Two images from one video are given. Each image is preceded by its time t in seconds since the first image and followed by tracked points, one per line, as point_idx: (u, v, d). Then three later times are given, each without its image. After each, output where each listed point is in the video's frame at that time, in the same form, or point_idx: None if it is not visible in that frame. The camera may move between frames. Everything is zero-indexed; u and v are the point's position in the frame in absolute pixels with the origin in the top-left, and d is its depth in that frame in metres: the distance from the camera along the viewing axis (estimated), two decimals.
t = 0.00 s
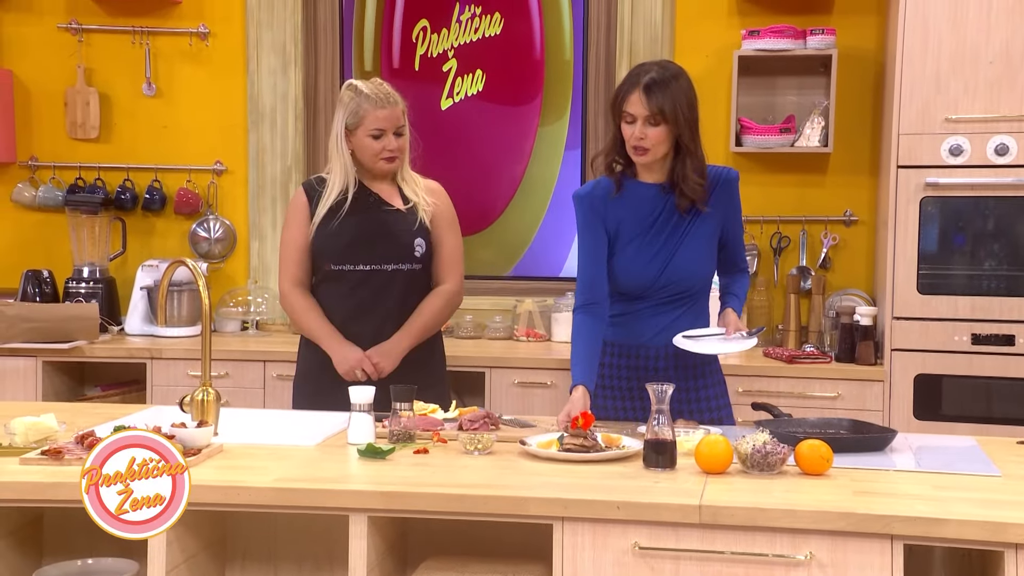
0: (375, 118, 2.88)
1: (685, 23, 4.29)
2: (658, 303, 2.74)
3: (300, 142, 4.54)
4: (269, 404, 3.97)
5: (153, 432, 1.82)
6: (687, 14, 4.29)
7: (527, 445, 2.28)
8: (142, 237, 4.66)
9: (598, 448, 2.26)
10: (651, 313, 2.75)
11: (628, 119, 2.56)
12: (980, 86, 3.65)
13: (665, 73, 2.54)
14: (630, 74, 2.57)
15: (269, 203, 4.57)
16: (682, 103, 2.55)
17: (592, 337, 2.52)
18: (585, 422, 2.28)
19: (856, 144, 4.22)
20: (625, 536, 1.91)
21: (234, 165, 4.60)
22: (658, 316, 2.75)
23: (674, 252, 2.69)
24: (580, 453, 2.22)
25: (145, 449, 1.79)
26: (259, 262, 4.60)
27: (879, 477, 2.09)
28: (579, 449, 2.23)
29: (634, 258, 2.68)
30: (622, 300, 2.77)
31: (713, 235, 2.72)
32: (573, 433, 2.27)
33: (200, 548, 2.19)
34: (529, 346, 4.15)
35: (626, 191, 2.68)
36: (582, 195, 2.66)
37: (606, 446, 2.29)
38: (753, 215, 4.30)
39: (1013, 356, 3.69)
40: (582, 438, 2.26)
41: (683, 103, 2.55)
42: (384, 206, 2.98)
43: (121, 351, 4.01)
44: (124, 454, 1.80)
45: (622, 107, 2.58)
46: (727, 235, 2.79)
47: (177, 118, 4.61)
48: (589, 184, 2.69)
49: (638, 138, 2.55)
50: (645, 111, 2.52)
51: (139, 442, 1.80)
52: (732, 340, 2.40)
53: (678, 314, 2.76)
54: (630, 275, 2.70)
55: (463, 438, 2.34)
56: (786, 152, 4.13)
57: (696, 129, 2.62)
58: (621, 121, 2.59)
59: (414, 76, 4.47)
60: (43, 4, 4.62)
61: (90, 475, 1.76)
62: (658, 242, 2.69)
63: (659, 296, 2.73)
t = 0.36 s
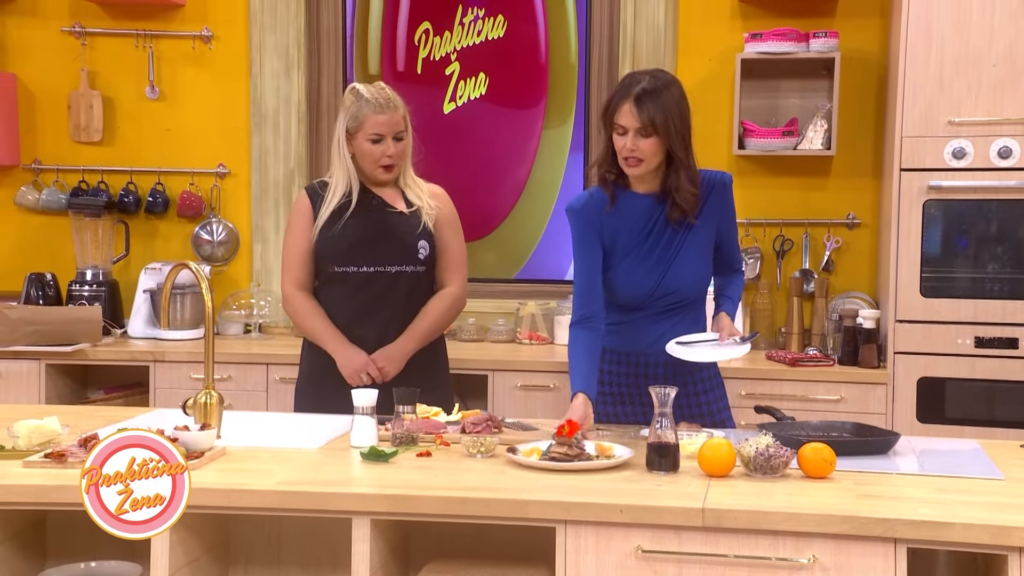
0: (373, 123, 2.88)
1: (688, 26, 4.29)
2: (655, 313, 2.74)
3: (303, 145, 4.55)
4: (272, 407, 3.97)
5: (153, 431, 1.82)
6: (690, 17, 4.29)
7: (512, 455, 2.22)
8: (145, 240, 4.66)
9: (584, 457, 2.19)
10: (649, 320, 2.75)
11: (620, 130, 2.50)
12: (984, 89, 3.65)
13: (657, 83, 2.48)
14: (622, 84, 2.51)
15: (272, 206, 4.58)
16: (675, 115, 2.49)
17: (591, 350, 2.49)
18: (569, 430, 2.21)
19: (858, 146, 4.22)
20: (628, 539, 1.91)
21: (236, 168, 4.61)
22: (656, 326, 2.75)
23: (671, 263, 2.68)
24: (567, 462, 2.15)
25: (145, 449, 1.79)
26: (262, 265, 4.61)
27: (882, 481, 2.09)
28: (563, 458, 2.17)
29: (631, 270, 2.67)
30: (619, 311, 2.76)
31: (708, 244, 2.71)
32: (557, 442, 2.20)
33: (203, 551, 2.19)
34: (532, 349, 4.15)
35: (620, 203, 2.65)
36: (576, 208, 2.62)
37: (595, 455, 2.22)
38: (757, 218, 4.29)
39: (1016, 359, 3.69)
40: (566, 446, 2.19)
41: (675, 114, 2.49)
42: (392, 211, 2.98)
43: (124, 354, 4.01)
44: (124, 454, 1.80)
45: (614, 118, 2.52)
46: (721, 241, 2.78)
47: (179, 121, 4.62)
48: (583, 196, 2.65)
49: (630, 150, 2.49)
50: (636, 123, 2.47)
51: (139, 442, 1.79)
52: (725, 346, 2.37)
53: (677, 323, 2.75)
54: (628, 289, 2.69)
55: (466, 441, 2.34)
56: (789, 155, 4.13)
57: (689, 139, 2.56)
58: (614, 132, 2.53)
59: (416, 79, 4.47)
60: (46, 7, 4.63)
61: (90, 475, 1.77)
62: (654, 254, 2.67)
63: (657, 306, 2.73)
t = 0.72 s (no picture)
0: (368, 123, 2.87)
1: (688, 27, 4.29)
2: (654, 322, 2.74)
3: (303, 146, 4.55)
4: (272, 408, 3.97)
5: (153, 431, 1.82)
6: (690, 17, 4.29)
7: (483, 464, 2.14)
8: (145, 241, 4.66)
9: (554, 466, 2.11)
10: (648, 328, 2.75)
11: (614, 142, 2.47)
12: (984, 90, 3.65)
13: (652, 95, 2.43)
14: (618, 93, 2.47)
15: (272, 206, 4.58)
16: (671, 128, 2.44)
17: (587, 356, 2.37)
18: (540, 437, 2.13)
19: (858, 147, 4.22)
20: (628, 540, 1.91)
21: (236, 169, 4.61)
22: (654, 334, 2.75)
23: (671, 274, 2.67)
24: (536, 470, 2.08)
25: (145, 449, 1.79)
26: (262, 266, 4.61)
27: (882, 481, 2.09)
28: (533, 466, 2.09)
29: (633, 280, 2.67)
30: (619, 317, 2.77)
31: (709, 255, 2.69)
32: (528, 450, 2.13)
33: (204, 552, 2.19)
34: (532, 350, 4.15)
35: (622, 214, 2.62)
36: (576, 216, 2.58)
37: (567, 464, 2.13)
38: (757, 219, 4.30)
39: (1017, 359, 3.69)
40: (537, 454, 2.11)
41: (670, 127, 2.44)
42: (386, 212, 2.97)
43: (124, 355, 4.01)
44: (124, 454, 1.80)
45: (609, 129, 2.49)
46: (721, 247, 2.76)
47: (180, 123, 4.62)
48: (583, 204, 2.62)
49: (623, 163, 2.45)
50: (627, 136, 2.43)
51: (139, 442, 1.79)
52: (721, 350, 2.37)
53: (676, 330, 2.75)
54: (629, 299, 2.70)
55: (465, 442, 2.34)
56: (789, 156, 4.13)
57: (687, 153, 2.50)
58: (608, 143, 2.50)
59: (416, 80, 4.47)
60: (46, 8, 4.63)
61: (89, 475, 1.77)
62: (656, 264, 2.66)
63: (658, 315, 2.73)
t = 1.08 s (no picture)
0: (368, 126, 2.87)
1: (689, 27, 4.29)
2: (655, 330, 2.74)
3: (303, 147, 4.55)
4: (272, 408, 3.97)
5: (153, 431, 1.82)
6: (690, 17, 4.29)
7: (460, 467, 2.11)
8: (145, 241, 4.66)
9: (530, 470, 2.07)
10: (651, 335, 2.75)
11: (605, 152, 2.47)
12: (984, 90, 3.65)
13: (643, 107, 2.43)
14: (613, 103, 2.47)
15: (272, 206, 4.58)
16: (660, 141, 2.43)
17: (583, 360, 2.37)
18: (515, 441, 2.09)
19: (859, 148, 4.22)
20: (628, 540, 1.91)
21: (236, 169, 4.61)
22: (655, 342, 2.75)
23: (671, 286, 2.67)
24: (510, 475, 2.04)
25: (145, 449, 1.79)
26: (262, 266, 4.61)
27: (883, 482, 2.09)
28: (508, 471, 2.05)
29: (636, 289, 2.67)
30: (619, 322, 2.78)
31: (710, 264, 2.70)
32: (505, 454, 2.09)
33: (204, 552, 2.19)
34: (533, 350, 4.15)
35: (621, 224, 2.62)
36: (577, 227, 2.58)
37: (545, 469, 2.09)
38: (758, 219, 4.30)
39: (1017, 359, 3.69)
40: (513, 458, 2.08)
41: (658, 140, 2.43)
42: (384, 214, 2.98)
43: (124, 355, 4.01)
44: (124, 454, 1.80)
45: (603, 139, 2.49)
46: (721, 250, 2.75)
47: (180, 123, 4.62)
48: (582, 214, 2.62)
49: (614, 173, 2.46)
50: (616, 147, 2.43)
51: (139, 442, 1.79)
52: (727, 360, 2.35)
53: (677, 336, 2.75)
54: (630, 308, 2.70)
55: (466, 442, 2.34)
56: (789, 156, 4.13)
57: (677, 167, 2.49)
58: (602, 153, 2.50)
59: (417, 81, 4.48)
60: (46, 8, 4.63)
61: (90, 475, 1.77)
62: (658, 273, 2.66)
63: (660, 322, 2.72)
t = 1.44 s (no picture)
0: (374, 126, 2.87)
1: (689, 26, 4.29)
2: (658, 332, 2.74)
3: (304, 147, 4.55)
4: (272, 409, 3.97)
5: (153, 431, 1.81)
6: (691, 17, 4.29)
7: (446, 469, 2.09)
8: (145, 241, 4.66)
9: (515, 473, 2.06)
10: (653, 336, 2.75)
11: (603, 157, 2.47)
12: (985, 91, 3.65)
13: (639, 109, 2.43)
14: (608, 107, 2.47)
15: (272, 206, 4.58)
16: (657, 143, 2.43)
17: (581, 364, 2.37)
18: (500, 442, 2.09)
19: (860, 148, 4.22)
20: (629, 541, 1.90)
21: (237, 169, 4.61)
22: (657, 343, 2.75)
23: (673, 288, 2.67)
24: (494, 477, 2.03)
25: (145, 449, 1.78)
26: (262, 266, 4.61)
27: (884, 482, 2.09)
28: (493, 473, 2.04)
29: (638, 292, 2.67)
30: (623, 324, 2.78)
31: (710, 267, 2.69)
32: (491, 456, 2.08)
33: (204, 553, 2.19)
34: (534, 351, 4.15)
35: (623, 228, 2.62)
36: (577, 230, 2.59)
37: (531, 471, 2.08)
38: (759, 219, 4.29)
39: (1018, 359, 3.68)
40: (499, 460, 2.07)
41: (655, 141, 2.42)
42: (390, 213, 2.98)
43: (124, 355, 4.01)
44: (124, 454, 1.79)
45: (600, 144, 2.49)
46: (722, 250, 2.75)
47: (180, 123, 4.62)
48: (584, 218, 2.61)
49: (614, 177, 2.45)
50: (613, 150, 2.42)
51: (139, 442, 1.79)
52: (731, 361, 2.35)
53: (680, 338, 2.74)
54: (631, 309, 2.70)
55: (467, 442, 2.34)
56: (790, 156, 4.13)
57: (674, 168, 2.49)
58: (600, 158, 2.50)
59: (417, 81, 4.48)
60: (47, 8, 4.63)
61: (89, 475, 1.76)
62: (660, 276, 2.66)
63: (663, 324, 2.72)
